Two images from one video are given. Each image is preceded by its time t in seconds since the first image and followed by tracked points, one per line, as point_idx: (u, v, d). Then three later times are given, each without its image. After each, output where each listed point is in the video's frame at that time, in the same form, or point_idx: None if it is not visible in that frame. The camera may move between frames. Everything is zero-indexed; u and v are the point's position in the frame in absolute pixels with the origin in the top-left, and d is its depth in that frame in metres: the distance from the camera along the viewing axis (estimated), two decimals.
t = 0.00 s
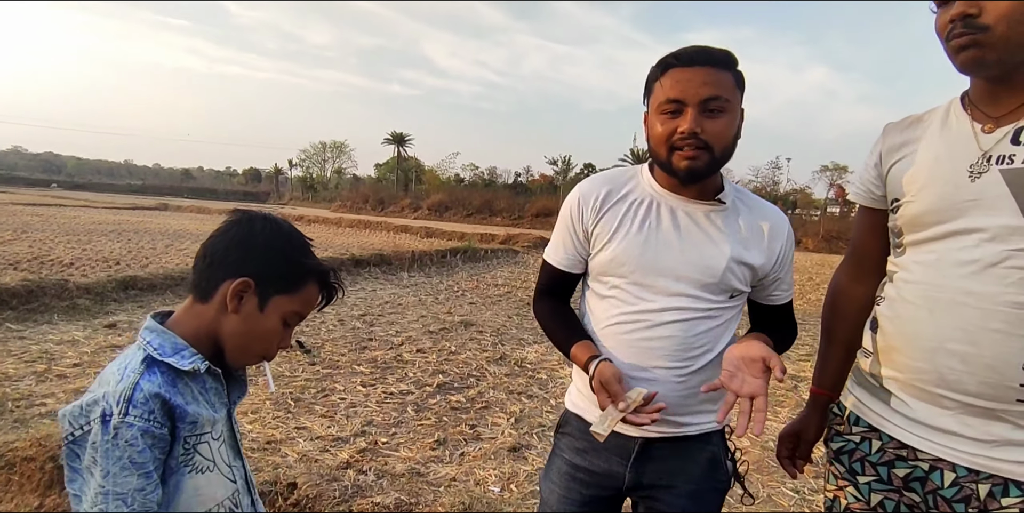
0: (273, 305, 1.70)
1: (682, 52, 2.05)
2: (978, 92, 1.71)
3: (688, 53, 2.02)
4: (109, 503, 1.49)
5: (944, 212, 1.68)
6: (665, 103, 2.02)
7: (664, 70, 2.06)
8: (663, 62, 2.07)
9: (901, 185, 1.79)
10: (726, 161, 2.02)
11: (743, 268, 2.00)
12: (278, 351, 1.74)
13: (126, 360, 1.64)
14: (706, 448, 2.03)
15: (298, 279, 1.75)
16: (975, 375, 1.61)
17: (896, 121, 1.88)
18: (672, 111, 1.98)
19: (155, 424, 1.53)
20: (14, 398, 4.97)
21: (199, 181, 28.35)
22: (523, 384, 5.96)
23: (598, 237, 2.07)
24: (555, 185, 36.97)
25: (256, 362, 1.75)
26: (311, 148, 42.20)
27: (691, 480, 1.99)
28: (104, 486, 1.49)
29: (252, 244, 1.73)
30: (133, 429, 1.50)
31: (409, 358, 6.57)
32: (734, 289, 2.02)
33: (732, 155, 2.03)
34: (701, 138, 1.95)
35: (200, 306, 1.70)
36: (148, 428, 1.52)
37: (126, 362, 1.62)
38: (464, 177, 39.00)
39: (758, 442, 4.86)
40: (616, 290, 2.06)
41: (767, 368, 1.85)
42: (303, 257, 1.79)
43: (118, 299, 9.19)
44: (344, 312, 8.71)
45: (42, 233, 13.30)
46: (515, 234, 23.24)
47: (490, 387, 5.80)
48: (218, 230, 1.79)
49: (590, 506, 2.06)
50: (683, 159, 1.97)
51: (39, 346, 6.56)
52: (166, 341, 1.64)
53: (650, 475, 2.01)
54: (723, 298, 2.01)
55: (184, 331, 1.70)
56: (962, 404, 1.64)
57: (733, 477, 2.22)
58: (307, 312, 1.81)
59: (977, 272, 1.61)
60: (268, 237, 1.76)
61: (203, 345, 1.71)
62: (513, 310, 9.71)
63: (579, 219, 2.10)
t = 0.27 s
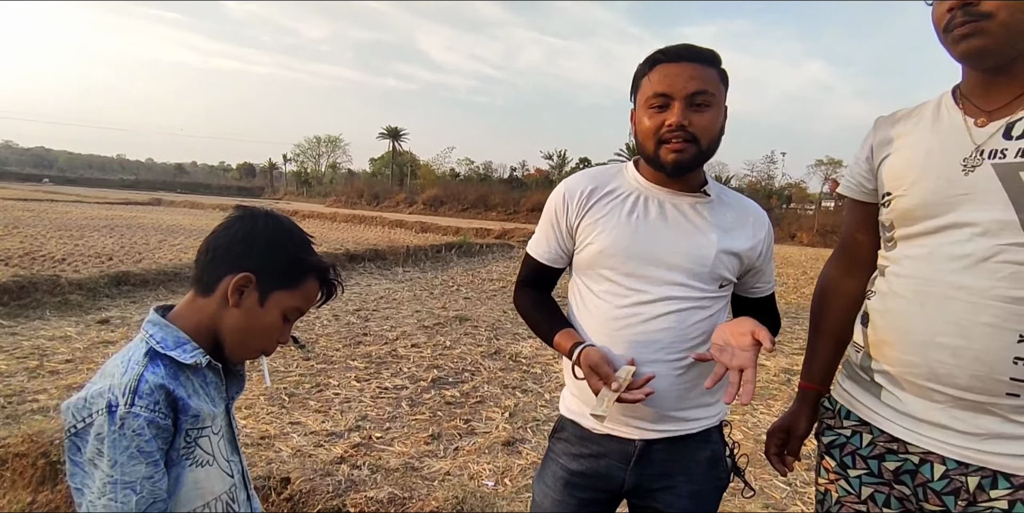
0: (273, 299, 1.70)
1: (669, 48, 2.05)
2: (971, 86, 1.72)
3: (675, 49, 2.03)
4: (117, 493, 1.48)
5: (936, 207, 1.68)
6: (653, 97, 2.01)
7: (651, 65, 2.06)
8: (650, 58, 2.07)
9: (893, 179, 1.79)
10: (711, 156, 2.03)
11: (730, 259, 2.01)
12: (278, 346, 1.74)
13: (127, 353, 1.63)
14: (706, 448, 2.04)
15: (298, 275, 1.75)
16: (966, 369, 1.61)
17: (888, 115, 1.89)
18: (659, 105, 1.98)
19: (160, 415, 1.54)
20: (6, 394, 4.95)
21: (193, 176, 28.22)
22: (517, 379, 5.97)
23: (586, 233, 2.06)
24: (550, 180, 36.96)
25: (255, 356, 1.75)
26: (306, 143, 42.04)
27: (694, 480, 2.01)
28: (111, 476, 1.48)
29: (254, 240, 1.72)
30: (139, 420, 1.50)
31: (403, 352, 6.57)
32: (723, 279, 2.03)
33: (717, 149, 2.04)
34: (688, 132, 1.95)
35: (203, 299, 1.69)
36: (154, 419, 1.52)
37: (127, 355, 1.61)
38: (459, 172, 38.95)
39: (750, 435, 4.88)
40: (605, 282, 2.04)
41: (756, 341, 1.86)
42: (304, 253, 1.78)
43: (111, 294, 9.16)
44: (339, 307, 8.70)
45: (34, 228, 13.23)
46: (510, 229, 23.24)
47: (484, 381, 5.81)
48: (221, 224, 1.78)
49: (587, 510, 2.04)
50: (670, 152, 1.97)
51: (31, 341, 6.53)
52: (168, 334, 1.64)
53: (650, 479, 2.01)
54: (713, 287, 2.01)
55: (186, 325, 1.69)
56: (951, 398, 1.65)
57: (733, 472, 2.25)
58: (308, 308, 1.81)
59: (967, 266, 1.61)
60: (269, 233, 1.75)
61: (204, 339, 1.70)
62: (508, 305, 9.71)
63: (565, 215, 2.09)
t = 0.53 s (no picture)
0: (269, 295, 1.69)
1: (658, 44, 2.11)
2: (974, 78, 1.73)
3: (664, 44, 2.08)
4: (120, 487, 1.49)
5: (941, 201, 1.68)
6: (642, 86, 2.05)
7: (641, 59, 2.10)
8: (639, 52, 2.11)
9: (893, 172, 1.78)
10: (696, 147, 2.06)
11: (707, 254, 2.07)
12: (273, 341, 1.73)
13: (124, 348, 1.62)
14: (687, 440, 2.09)
15: (295, 271, 1.74)
16: (972, 364, 1.62)
17: (883, 107, 1.88)
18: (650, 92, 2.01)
19: (158, 410, 1.53)
20: None
21: (187, 172, 28.10)
22: (513, 374, 5.97)
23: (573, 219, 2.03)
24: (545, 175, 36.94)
25: (251, 353, 1.73)
26: (301, 138, 41.90)
27: (678, 473, 2.04)
28: (114, 470, 1.49)
29: (252, 236, 1.72)
30: (139, 415, 1.50)
31: (399, 348, 6.57)
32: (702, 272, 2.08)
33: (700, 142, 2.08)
34: (677, 118, 1.98)
35: (199, 294, 1.69)
36: (153, 414, 1.52)
37: (124, 350, 1.60)
38: (455, 168, 38.90)
39: (745, 429, 4.90)
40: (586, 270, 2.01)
41: (753, 318, 1.93)
42: (302, 250, 1.77)
43: (105, 291, 9.12)
44: (334, 304, 8.69)
45: (27, 224, 13.16)
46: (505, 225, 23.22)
47: (480, 377, 5.81)
48: (219, 219, 1.77)
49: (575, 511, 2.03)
50: (660, 137, 1.99)
51: (24, 338, 6.51)
52: (164, 329, 1.63)
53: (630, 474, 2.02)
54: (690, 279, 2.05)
55: (183, 320, 1.68)
56: (957, 394, 1.65)
57: (710, 462, 2.28)
58: (304, 304, 1.79)
59: (973, 262, 1.62)
60: (268, 228, 1.74)
61: (198, 333, 1.69)
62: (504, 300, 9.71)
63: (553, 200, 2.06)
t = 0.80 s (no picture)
0: (259, 291, 1.69)
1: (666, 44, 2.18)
2: (983, 70, 1.73)
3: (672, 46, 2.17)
4: (102, 489, 1.48)
5: (954, 196, 1.68)
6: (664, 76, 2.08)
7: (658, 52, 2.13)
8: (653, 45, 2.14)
9: (900, 165, 1.77)
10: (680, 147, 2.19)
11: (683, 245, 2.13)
12: (264, 337, 1.71)
13: (114, 347, 1.61)
14: (661, 426, 2.10)
15: (284, 266, 1.73)
16: (985, 359, 1.63)
17: (884, 97, 1.87)
18: (678, 85, 2.07)
19: (147, 411, 1.53)
20: None
21: (180, 169, 27.97)
22: (508, 370, 5.98)
23: (560, 205, 2.08)
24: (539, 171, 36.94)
25: (242, 347, 1.71)
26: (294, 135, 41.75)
27: (652, 460, 2.05)
28: (97, 473, 1.48)
29: (242, 229, 1.72)
30: (126, 416, 1.49)
31: (394, 345, 6.57)
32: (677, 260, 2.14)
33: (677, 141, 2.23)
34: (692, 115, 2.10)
35: (187, 291, 1.68)
36: (141, 415, 1.51)
37: (114, 350, 1.60)
38: (449, 163, 38.85)
39: (739, 423, 4.92)
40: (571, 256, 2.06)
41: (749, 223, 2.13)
42: (291, 244, 1.77)
43: (97, 289, 9.08)
44: (329, 300, 8.68)
45: (18, 222, 13.10)
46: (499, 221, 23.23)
47: (475, 373, 5.81)
48: (209, 214, 1.76)
49: (553, 500, 2.06)
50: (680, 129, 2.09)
51: (15, 337, 6.47)
52: (154, 329, 1.61)
53: (609, 461, 2.04)
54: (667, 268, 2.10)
55: (172, 317, 1.67)
56: (969, 389, 1.66)
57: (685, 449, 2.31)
58: (293, 299, 1.79)
59: (987, 256, 1.62)
60: (257, 223, 1.74)
61: (188, 330, 1.68)
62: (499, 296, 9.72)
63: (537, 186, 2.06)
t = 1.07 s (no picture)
0: (246, 286, 1.68)
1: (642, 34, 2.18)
2: (984, 62, 1.73)
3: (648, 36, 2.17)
4: (59, 490, 1.46)
5: (954, 187, 1.69)
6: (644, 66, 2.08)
7: (635, 41, 2.13)
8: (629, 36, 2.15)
9: (899, 155, 1.77)
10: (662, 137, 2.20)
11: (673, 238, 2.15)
12: (252, 333, 1.72)
13: (97, 344, 1.60)
14: (654, 417, 2.11)
15: (271, 261, 1.73)
16: (983, 350, 1.64)
17: (885, 88, 1.87)
18: (656, 74, 2.07)
19: (118, 415, 1.51)
20: None
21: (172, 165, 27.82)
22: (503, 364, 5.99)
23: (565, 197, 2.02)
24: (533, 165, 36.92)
25: (229, 343, 1.72)
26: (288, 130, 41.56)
27: (645, 450, 2.07)
28: (56, 473, 1.46)
29: (227, 224, 1.70)
30: (93, 419, 1.47)
31: (389, 340, 6.56)
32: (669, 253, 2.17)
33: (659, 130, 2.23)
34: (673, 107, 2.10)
35: (172, 287, 1.67)
36: (110, 419, 1.49)
37: (95, 347, 1.59)
38: (443, 158, 38.77)
39: (734, 416, 4.94)
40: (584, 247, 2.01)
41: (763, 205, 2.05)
42: (278, 239, 1.76)
43: (90, 286, 9.03)
44: (324, 296, 8.66)
45: (8, 219, 12.99)
46: (493, 216, 23.21)
47: (471, 367, 5.82)
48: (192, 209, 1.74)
49: (548, 492, 2.09)
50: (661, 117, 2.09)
51: (8, 334, 6.44)
52: (137, 326, 1.60)
53: (603, 453, 2.05)
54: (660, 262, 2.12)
55: (155, 316, 1.65)
56: (967, 380, 1.67)
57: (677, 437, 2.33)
58: (282, 295, 1.79)
59: (986, 248, 1.63)
60: (242, 217, 1.73)
61: (173, 328, 1.67)
62: (494, 291, 9.72)
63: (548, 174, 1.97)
